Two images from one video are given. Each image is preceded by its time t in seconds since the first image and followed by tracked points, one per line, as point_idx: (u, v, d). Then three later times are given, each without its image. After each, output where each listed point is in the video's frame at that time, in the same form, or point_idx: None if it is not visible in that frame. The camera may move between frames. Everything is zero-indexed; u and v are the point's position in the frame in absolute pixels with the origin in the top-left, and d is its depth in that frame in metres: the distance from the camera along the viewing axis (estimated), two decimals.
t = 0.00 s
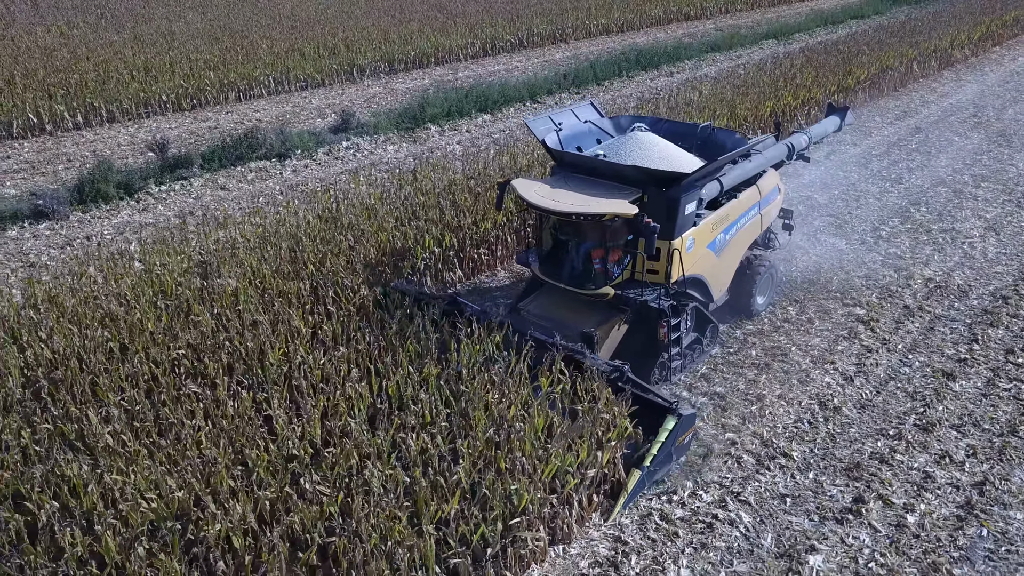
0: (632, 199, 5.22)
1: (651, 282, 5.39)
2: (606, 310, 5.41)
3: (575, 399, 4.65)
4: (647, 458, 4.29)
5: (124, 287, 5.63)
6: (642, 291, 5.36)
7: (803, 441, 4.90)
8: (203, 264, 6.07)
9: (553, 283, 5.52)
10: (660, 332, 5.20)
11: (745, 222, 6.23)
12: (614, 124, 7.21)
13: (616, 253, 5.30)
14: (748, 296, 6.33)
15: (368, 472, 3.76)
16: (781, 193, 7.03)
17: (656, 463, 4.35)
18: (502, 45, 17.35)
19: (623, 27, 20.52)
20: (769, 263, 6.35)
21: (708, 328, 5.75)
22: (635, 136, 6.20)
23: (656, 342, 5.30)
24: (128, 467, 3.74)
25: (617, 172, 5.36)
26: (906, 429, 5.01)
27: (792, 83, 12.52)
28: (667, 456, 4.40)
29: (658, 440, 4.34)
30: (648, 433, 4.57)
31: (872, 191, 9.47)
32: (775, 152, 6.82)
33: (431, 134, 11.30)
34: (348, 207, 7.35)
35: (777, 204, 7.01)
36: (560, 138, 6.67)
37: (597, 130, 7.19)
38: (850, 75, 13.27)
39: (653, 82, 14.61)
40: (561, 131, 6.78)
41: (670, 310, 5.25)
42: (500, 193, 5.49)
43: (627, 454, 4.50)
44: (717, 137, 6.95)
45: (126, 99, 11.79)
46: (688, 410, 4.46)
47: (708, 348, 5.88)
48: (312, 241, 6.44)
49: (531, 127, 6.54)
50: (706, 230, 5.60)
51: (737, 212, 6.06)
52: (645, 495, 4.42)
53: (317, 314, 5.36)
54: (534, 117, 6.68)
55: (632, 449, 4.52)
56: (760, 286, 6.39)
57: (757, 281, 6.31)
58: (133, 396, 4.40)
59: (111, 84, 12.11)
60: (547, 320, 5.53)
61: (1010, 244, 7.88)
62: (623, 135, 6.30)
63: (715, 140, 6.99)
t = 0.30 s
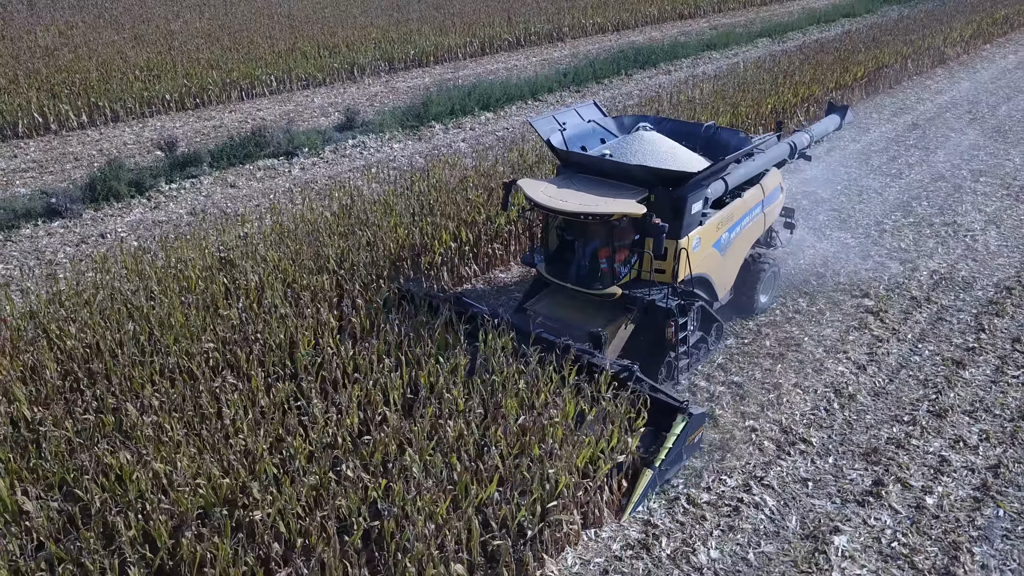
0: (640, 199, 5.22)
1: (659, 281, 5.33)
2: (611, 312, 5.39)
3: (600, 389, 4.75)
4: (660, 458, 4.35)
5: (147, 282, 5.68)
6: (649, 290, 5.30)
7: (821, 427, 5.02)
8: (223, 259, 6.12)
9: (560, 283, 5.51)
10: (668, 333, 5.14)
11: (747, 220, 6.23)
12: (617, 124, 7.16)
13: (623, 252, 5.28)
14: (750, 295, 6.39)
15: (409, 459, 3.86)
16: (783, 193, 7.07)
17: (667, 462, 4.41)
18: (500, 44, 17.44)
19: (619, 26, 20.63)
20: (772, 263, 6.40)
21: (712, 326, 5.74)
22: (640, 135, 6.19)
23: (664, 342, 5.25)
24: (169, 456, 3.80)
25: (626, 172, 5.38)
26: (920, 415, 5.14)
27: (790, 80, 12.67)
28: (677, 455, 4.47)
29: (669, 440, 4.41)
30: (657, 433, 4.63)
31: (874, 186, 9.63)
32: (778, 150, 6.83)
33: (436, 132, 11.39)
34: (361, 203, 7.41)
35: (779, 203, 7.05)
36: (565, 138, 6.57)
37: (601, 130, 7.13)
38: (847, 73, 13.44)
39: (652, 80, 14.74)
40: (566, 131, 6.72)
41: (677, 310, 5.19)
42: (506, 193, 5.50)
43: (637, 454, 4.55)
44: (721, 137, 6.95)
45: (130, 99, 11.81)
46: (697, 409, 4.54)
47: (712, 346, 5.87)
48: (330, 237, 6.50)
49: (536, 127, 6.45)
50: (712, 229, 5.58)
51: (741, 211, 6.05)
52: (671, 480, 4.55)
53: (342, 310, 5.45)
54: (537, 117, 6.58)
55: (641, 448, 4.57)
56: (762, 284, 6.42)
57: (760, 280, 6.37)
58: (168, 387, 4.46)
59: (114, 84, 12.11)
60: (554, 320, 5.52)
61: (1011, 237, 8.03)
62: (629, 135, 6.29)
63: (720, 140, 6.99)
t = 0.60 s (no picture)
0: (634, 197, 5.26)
1: (654, 278, 5.41)
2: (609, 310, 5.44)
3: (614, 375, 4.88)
4: (659, 453, 4.34)
5: (159, 276, 5.71)
6: (645, 286, 5.38)
7: (824, 409, 5.20)
8: (233, 253, 6.15)
9: (556, 281, 5.58)
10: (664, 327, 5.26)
11: (739, 217, 6.32)
12: (609, 121, 7.29)
13: (618, 250, 5.36)
14: (740, 290, 6.49)
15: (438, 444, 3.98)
16: (773, 189, 7.21)
17: (668, 456, 4.39)
18: (486, 42, 17.53)
19: (602, 24, 20.81)
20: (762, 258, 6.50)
21: (706, 322, 5.82)
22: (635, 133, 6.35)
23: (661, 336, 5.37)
24: (203, 445, 3.87)
25: (621, 170, 5.42)
26: (917, 395, 5.33)
27: (775, 76, 12.90)
28: (679, 448, 4.44)
29: (669, 435, 4.38)
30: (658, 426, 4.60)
31: (861, 178, 9.87)
32: (768, 148, 6.96)
33: (428, 129, 11.47)
34: (363, 200, 7.48)
35: (768, 200, 7.18)
36: (558, 136, 6.70)
37: (594, 128, 7.26)
38: (830, 69, 13.71)
39: (639, 77, 14.91)
40: (560, 129, 6.84)
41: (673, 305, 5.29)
42: (500, 194, 5.50)
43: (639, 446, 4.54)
44: (712, 134, 7.10)
45: (120, 98, 11.75)
46: (697, 404, 4.50)
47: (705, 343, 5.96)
48: (336, 232, 6.57)
49: (530, 125, 6.57)
50: (705, 226, 5.67)
51: (732, 208, 6.14)
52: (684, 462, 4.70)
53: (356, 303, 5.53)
54: (531, 115, 6.69)
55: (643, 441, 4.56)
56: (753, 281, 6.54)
57: (750, 275, 6.44)
58: (194, 379, 4.50)
59: (103, 83, 12.05)
60: (551, 318, 5.59)
61: (995, 226, 8.28)
62: (622, 133, 6.43)
63: (711, 137, 7.14)
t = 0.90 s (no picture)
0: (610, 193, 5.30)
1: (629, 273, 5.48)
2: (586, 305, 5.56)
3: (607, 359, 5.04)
4: (643, 444, 4.44)
5: (149, 274, 5.70)
6: (621, 281, 5.44)
7: (805, 386, 5.44)
8: (220, 250, 6.16)
9: (533, 278, 5.62)
10: (641, 322, 5.35)
11: (710, 211, 6.40)
12: (579, 118, 7.30)
13: (594, 245, 5.43)
14: (711, 283, 6.60)
15: (448, 430, 4.11)
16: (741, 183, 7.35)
17: (651, 449, 4.49)
18: (450, 40, 17.60)
19: (564, 21, 21.02)
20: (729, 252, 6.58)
21: (680, 314, 5.94)
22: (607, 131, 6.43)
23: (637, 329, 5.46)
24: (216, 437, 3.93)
25: (595, 166, 5.45)
26: (891, 371, 5.61)
27: (738, 71, 13.24)
28: (660, 441, 4.55)
29: (651, 427, 4.49)
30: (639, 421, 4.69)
31: (824, 168, 10.22)
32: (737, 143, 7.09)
33: (400, 127, 11.53)
34: (345, 197, 7.53)
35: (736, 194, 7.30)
36: (531, 134, 6.64)
37: (564, 125, 7.22)
38: (789, 63, 14.12)
39: (604, 73, 15.15)
40: (531, 127, 6.77)
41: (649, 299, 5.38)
42: (475, 193, 5.48)
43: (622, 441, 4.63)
44: (683, 129, 7.26)
45: (85, 100, 11.58)
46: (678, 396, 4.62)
47: (679, 336, 6.10)
48: (322, 228, 6.62)
49: (502, 123, 6.47)
50: (677, 220, 5.74)
51: (704, 201, 6.22)
52: (676, 439, 4.89)
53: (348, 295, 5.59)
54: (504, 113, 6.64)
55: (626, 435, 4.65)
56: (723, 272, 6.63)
57: (721, 267, 6.56)
58: (196, 373, 4.53)
59: (66, 85, 11.85)
60: (529, 315, 5.67)
61: (953, 211, 8.66)
62: (595, 129, 6.51)
63: (681, 132, 7.30)
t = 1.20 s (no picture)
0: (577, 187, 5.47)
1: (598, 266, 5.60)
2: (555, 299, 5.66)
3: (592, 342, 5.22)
4: (620, 433, 4.54)
5: (130, 274, 5.68)
6: (590, 275, 5.53)
7: (777, 362, 5.71)
8: (200, 249, 6.16)
9: (504, 274, 5.65)
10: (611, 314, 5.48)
11: (673, 203, 6.62)
12: (543, 115, 7.43)
13: (564, 240, 5.48)
14: (676, 275, 6.72)
15: (445, 414, 4.23)
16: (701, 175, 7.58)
17: (627, 438, 4.59)
18: (407, 39, 17.62)
19: (519, 18, 21.19)
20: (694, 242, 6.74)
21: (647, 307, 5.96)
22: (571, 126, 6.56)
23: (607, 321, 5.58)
24: (218, 427, 3.99)
25: (562, 162, 5.62)
26: (856, 346, 5.92)
27: (693, 66, 13.58)
28: (635, 431, 4.66)
29: (627, 415, 4.61)
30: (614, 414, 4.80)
31: (781, 157, 10.59)
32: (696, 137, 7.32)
33: (365, 125, 11.56)
34: (319, 194, 7.56)
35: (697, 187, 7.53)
36: (496, 131, 6.74)
37: (528, 121, 7.34)
38: (741, 57, 14.53)
39: (562, 69, 15.37)
40: (496, 124, 6.87)
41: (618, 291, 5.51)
42: (444, 189, 5.55)
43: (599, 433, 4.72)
44: (645, 124, 7.45)
45: (39, 102, 11.32)
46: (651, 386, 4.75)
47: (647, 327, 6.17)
48: (300, 226, 6.65)
49: (468, 121, 6.55)
50: (643, 214, 5.93)
51: (667, 195, 6.43)
52: (660, 416, 5.10)
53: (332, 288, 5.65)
54: (468, 111, 6.70)
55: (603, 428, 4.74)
56: (686, 265, 6.78)
57: (684, 258, 6.71)
58: (189, 368, 4.56)
59: (18, 87, 11.56)
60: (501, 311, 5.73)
61: (904, 196, 9.07)
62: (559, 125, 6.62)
63: (643, 127, 7.49)
